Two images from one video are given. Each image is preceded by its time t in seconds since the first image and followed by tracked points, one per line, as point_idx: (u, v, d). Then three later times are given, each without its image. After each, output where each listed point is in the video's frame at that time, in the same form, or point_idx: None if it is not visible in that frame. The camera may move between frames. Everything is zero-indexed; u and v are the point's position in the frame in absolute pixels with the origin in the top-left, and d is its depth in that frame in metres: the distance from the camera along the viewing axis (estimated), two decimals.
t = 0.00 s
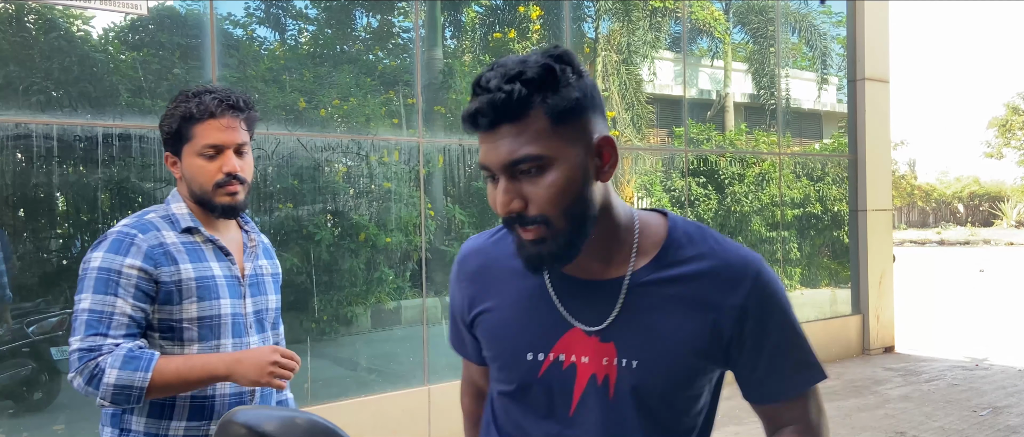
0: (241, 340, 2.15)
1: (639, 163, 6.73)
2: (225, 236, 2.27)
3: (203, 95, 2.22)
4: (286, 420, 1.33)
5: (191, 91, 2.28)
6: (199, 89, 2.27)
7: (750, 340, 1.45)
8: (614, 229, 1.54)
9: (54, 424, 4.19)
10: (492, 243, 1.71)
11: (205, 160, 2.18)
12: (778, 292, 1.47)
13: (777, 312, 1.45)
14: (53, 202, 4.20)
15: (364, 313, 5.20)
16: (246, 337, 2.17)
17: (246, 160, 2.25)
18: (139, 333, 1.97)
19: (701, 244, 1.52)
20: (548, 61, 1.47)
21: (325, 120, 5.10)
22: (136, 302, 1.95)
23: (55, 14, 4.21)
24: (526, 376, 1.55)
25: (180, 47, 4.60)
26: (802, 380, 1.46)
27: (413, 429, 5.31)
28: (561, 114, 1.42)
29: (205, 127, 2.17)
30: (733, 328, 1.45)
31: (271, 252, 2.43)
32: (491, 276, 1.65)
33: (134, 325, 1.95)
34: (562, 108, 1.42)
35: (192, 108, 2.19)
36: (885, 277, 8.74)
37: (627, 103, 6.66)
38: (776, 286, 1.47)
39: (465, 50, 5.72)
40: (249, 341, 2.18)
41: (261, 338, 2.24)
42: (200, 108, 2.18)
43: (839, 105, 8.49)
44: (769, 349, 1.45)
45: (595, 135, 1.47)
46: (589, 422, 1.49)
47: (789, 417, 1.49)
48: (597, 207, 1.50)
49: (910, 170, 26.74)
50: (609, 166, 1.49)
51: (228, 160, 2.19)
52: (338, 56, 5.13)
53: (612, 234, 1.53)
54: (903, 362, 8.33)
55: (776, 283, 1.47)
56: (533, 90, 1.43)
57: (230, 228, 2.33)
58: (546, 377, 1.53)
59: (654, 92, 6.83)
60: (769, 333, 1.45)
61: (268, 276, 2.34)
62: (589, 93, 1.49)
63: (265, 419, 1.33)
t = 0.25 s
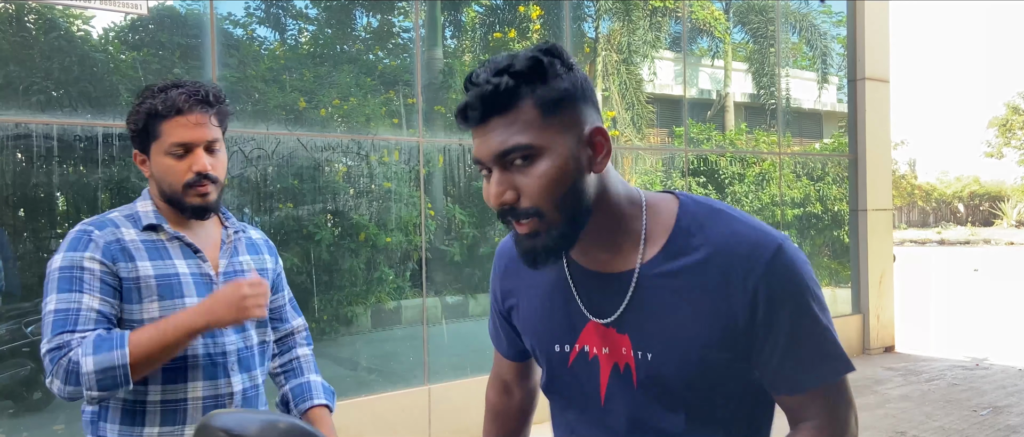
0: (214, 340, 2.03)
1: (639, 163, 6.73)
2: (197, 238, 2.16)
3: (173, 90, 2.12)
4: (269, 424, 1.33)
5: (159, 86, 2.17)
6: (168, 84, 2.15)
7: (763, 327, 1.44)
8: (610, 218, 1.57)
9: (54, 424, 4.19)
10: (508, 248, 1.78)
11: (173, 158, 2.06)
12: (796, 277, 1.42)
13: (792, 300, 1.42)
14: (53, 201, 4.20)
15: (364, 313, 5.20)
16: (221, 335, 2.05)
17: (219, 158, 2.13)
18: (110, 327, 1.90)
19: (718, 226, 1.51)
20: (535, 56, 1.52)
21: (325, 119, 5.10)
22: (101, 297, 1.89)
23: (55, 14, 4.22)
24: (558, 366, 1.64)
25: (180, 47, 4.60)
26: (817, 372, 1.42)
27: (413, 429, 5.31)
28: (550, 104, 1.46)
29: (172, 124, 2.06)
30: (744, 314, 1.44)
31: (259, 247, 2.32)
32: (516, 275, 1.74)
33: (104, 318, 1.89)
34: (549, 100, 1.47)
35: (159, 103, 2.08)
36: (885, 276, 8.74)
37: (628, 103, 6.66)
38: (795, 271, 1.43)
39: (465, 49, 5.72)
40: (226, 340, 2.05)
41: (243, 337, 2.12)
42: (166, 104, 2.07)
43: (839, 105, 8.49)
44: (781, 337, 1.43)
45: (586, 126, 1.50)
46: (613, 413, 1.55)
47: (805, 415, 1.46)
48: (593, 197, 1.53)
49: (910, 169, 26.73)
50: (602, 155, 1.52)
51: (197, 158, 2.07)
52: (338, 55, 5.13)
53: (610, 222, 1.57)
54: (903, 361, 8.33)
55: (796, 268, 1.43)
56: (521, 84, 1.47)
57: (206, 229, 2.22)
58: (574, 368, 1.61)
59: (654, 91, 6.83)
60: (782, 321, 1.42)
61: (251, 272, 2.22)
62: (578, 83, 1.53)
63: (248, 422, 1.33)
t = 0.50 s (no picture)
0: (189, 342, 2.07)
1: (640, 162, 6.73)
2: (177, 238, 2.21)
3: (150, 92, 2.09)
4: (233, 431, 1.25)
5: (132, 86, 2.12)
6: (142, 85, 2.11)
7: (736, 297, 1.36)
8: (611, 197, 1.56)
9: (54, 424, 4.19)
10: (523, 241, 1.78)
11: (149, 167, 2.06)
12: (771, 243, 1.33)
13: (764, 269, 1.32)
14: (53, 201, 4.20)
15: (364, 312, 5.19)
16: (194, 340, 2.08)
17: (197, 162, 2.12)
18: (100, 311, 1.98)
19: (699, 195, 1.46)
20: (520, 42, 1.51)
21: (325, 119, 5.10)
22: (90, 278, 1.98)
23: (54, 14, 4.21)
24: (576, 350, 1.64)
25: (180, 47, 4.60)
26: (794, 346, 1.33)
27: (413, 429, 5.31)
28: (539, 89, 1.46)
29: (147, 130, 2.04)
30: (716, 285, 1.37)
31: (250, 246, 2.32)
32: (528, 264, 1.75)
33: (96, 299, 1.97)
34: (536, 85, 1.46)
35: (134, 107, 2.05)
36: (885, 276, 8.73)
37: (628, 103, 6.65)
38: (771, 237, 1.33)
39: (465, 49, 5.71)
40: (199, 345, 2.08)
41: (221, 341, 2.13)
42: (139, 109, 2.04)
43: (839, 104, 8.48)
44: (753, 309, 1.34)
45: (575, 109, 1.50)
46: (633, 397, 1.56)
47: (789, 397, 1.36)
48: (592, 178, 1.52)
49: (910, 169, 26.73)
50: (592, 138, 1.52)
51: (173, 165, 2.06)
52: (337, 55, 5.12)
53: (609, 200, 1.55)
54: (903, 361, 8.33)
55: (772, 234, 1.34)
56: (509, 69, 1.46)
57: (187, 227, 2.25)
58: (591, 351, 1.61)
59: (654, 91, 6.83)
60: (753, 290, 1.34)
61: (237, 271, 2.23)
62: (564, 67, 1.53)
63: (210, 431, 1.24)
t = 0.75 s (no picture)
0: (188, 345, 2.08)
1: (639, 162, 6.72)
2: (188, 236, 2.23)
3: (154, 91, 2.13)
4: (235, 430, 1.22)
5: (141, 84, 2.18)
6: (150, 84, 2.17)
7: (741, 309, 1.36)
8: (598, 225, 1.58)
9: (54, 424, 4.19)
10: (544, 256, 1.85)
11: (157, 162, 2.10)
12: (776, 252, 1.32)
13: (768, 278, 1.32)
14: (53, 201, 4.20)
15: (365, 312, 5.20)
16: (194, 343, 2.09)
17: (207, 158, 2.17)
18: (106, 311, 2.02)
19: (705, 206, 1.46)
20: (452, 128, 1.63)
21: (324, 119, 5.09)
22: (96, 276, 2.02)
23: (54, 13, 4.21)
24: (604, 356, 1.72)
25: (180, 46, 4.60)
26: (804, 356, 1.32)
27: (413, 428, 5.32)
28: (466, 176, 1.57)
29: (158, 126, 2.09)
30: (722, 298, 1.39)
31: (262, 250, 2.31)
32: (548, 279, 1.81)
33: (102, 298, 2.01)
34: (466, 171, 1.57)
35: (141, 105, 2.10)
36: (885, 275, 8.73)
37: (627, 102, 6.65)
38: (775, 245, 1.32)
39: (465, 48, 5.71)
40: (199, 349, 2.08)
41: (223, 345, 2.12)
42: (150, 106, 2.09)
43: (838, 103, 8.47)
44: (760, 319, 1.35)
45: (513, 172, 1.55)
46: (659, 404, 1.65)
47: (796, 408, 1.36)
48: (558, 224, 1.58)
49: (910, 169, 26.74)
50: (542, 186, 1.54)
51: (185, 160, 2.11)
52: (337, 54, 5.12)
53: (595, 231, 1.59)
54: (903, 360, 8.33)
55: (772, 241, 1.33)
56: (442, 168, 1.61)
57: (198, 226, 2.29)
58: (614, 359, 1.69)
59: (654, 90, 6.83)
60: (758, 301, 1.34)
61: (245, 274, 2.22)
62: (494, 132, 1.57)
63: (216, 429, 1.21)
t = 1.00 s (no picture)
0: (218, 344, 1.93)
1: (639, 161, 6.72)
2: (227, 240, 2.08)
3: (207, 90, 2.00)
4: (259, 424, 1.32)
5: (191, 82, 2.03)
6: (203, 82, 2.03)
7: (749, 314, 1.38)
8: (622, 234, 1.59)
9: (54, 423, 4.21)
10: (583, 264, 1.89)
11: (206, 162, 1.97)
12: (779, 258, 1.32)
13: (770, 285, 1.32)
14: (52, 200, 4.20)
15: (365, 312, 5.20)
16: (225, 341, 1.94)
17: (253, 163, 2.04)
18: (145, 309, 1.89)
19: (718, 212, 1.46)
20: (474, 157, 1.68)
21: (324, 118, 5.09)
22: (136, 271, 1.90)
23: (53, 13, 4.21)
24: (638, 356, 1.76)
25: (179, 46, 4.59)
26: (809, 362, 1.33)
27: (413, 427, 5.32)
28: (493, 203, 1.61)
29: (212, 127, 1.96)
30: (731, 303, 1.41)
31: (298, 248, 2.11)
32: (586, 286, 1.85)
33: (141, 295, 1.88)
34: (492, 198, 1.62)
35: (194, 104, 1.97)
36: (885, 274, 8.73)
37: (627, 101, 6.65)
38: (779, 252, 1.33)
39: (464, 47, 5.71)
40: (229, 348, 1.93)
41: (254, 345, 1.96)
42: (205, 106, 1.96)
43: (838, 102, 8.46)
44: (765, 324, 1.35)
45: (535, 194, 1.58)
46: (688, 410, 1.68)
47: (812, 416, 1.36)
48: (586, 237, 1.60)
49: (910, 168, 26.74)
50: (564, 203, 1.57)
51: (235, 164, 1.98)
52: (337, 54, 5.12)
53: (621, 240, 1.60)
54: (902, 359, 8.33)
55: (778, 246, 1.33)
56: (470, 197, 1.67)
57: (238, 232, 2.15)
58: (649, 361, 1.72)
59: (654, 89, 6.83)
60: (762, 307, 1.34)
61: (278, 274, 2.04)
62: (512, 157, 1.61)
63: (237, 423, 1.31)
